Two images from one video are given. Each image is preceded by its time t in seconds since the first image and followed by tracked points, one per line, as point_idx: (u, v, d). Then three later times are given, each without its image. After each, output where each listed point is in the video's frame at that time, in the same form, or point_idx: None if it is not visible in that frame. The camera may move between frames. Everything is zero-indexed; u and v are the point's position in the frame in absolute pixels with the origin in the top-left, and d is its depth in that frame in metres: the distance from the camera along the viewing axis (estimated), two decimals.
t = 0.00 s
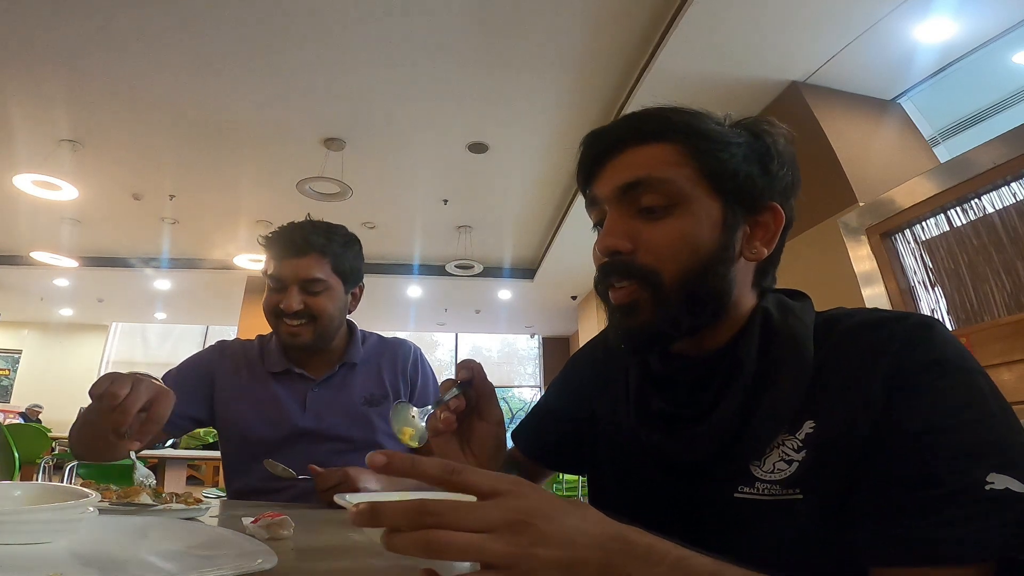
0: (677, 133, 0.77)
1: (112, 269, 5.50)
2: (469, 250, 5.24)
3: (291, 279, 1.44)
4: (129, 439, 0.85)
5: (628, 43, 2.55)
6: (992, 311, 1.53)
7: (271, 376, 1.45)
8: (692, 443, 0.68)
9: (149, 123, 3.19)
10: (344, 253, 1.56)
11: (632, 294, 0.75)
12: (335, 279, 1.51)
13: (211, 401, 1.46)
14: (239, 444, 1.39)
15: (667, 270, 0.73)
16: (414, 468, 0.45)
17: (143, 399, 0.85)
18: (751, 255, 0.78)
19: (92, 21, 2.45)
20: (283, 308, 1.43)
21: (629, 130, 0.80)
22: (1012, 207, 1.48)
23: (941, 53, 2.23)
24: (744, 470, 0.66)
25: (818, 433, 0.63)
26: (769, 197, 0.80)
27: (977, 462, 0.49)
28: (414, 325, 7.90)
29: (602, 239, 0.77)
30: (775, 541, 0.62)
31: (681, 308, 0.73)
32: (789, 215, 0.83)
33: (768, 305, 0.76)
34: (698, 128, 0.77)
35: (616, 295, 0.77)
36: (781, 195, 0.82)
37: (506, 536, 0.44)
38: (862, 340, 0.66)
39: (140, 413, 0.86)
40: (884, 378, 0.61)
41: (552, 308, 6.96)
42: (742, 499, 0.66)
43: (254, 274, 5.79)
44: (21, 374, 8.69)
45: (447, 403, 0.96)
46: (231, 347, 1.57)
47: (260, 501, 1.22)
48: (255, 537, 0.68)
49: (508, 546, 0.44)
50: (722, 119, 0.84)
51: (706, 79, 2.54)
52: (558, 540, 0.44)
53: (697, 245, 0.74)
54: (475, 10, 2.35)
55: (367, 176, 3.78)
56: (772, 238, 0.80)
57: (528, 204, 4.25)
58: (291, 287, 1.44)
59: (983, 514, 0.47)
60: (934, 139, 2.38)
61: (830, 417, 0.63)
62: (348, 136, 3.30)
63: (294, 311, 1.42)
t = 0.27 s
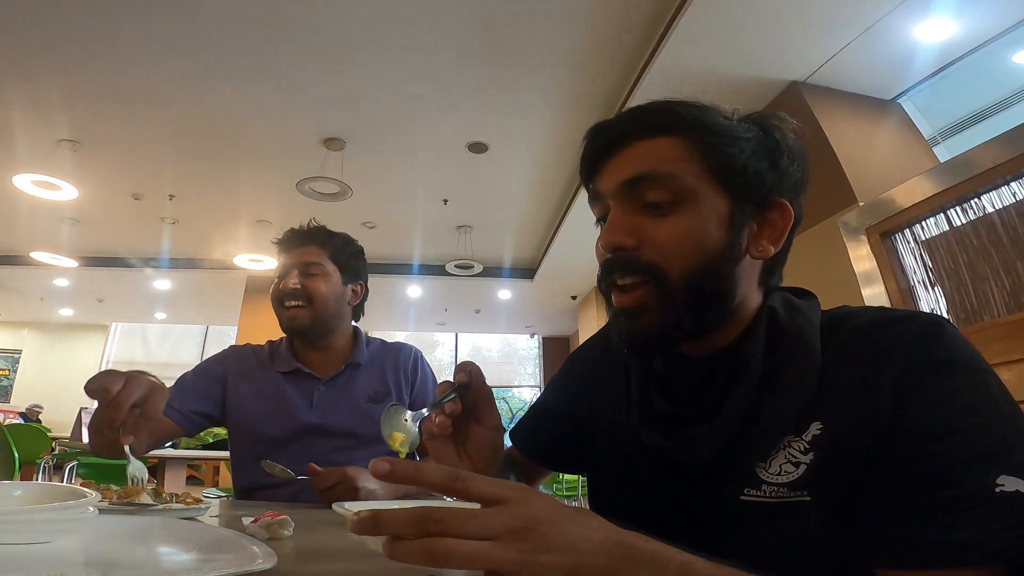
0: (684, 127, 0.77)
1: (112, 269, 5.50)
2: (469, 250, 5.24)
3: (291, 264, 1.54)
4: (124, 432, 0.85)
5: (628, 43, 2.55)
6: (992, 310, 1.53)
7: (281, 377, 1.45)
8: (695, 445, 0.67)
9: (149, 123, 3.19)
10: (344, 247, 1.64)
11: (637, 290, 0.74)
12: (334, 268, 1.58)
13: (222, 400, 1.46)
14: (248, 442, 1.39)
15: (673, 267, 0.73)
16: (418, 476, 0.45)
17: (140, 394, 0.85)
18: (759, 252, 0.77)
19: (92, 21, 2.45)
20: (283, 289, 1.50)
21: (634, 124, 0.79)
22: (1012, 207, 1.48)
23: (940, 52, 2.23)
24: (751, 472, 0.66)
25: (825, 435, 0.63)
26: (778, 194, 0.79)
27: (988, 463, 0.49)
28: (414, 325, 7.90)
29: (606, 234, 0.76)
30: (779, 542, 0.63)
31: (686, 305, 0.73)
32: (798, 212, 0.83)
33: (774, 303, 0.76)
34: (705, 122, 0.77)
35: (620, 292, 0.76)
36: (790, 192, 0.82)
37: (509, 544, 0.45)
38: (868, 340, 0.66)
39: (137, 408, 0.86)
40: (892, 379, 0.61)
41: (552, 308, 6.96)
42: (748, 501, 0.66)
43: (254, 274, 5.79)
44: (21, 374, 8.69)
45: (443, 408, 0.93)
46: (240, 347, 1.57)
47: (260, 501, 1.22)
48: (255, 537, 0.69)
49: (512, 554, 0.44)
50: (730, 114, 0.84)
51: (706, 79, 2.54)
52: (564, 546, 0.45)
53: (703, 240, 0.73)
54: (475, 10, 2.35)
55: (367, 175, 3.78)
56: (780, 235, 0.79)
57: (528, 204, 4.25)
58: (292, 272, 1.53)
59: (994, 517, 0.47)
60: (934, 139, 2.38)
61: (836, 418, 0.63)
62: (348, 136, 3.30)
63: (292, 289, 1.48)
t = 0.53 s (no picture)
0: (689, 126, 0.77)
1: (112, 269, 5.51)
2: (469, 250, 5.24)
3: (300, 276, 1.55)
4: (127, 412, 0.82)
5: (627, 43, 2.55)
6: (992, 310, 1.54)
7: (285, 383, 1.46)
8: (697, 448, 0.67)
9: (148, 123, 3.19)
10: (350, 261, 1.66)
11: (640, 289, 0.74)
12: (340, 282, 1.59)
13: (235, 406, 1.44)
14: (251, 447, 1.39)
15: (676, 265, 0.73)
16: (421, 475, 0.45)
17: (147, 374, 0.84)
18: (764, 252, 0.77)
19: (91, 22, 2.45)
20: (291, 301, 1.51)
21: (639, 122, 0.79)
22: (1012, 206, 1.48)
23: (940, 52, 2.23)
24: (754, 474, 0.66)
25: (829, 436, 0.63)
26: (785, 194, 0.80)
27: (992, 464, 0.49)
28: (414, 325, 7.90)
29: (608, 232, 0.76)
30: (782, 544, 0.63)
31: (690, 304, 0.72)
32: (804, 211, 0.83)
33: (778, 302, 0.76)
34: (710, 121, 0.77)
35: (622, 290, 0.75)
36: (796, 192, 0.82)
37: (514, 545, 0.45)
38: (871, 340, 0.66)
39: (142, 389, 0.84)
40: (895, 380, 0.61)
41: (552, 308, 6.97)
42: (752, 504, 0.66)
43: (254, 274, 5.79)
44: (21, 374, 8.69)
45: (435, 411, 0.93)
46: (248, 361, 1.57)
47: (262, 501, 1.22)
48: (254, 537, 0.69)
49: (516, 555, 0.44)
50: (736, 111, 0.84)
51: (706, 79, 2.54)
52: (567, 548, 0.45)
53: (707, 239, 0.73)
54: (475, 11, 2.35)
55: (367, 176, 3.78)
56: (786, 235, 0.79)
57: (528, 204, 4.25)
58: (299, 285, 1.54)
59: (996, 518, 0.47)
60: (934, 139, 2.38)
61: (840, 420, 0.63)
62: (348, 136, 3.30)
63: (299, 302, 1.50)
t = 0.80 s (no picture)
0: (683, 122, 0.76)
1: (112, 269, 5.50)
2: (469, 250, 5.24)
3: (296, 295, 1.50)
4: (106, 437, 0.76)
5: (627, 43, 2.55)
6: (992, 310, 1.54)
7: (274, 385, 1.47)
8: (695, 450, 0.67)
9: (148, 123, 3.19)
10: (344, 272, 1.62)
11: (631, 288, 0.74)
12: (336, 297, 1.57)
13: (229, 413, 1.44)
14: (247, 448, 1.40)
15: (668, 265, 0.73)
16: (424, 480, 0.45)
17: (121, 393, 0.78)
18: (760, 250, 0.77)
19: (91, 22, 2.45)
20: (291, 321, 1.48)
21: (632, 118, 0.79)
22: (1012, 206, 1.48)
23: (940, 52, 2.24)
24: (754, 476, 0.66)
25: (829, 437, 0.63)
26: (782, 191, 0.79)
27: (999, 465, 0.49)
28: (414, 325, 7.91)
29: (601, 231, 0.76)
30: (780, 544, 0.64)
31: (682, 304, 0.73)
32: (802, 209, 0.83)
33: (776, 301, 0.76)
34: (705, 118, 0.76)
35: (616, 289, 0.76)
36: (795, 189, 0.81)
37: (518, 546, 0.45)
38: (871, 339, 0.66)
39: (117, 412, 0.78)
40: (896, 381, 0.61)
41: (552, 308, 6.97)
42: (752, 505, 0.66)
43: (254, 274, 5.79)
44: (21, 374, 8.69)
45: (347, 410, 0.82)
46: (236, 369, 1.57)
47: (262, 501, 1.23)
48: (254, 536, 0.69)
49: (521, 556, 0.44)
50: (733, 106, 0.83)
51: (706, 80, 2.54)
52: (570, 548, 0.45)
53: (701, 238, 0.73)
54: (475, 10, 2.35)
55: (367, 175, 3.78)
56: (783, 232, 0.79)
57: (529, 204, 4.25)
58: (298, 304, 1.50)
59: (999, 522, 0.47)
60: (934, 139, 2.38)
61: (840, 420, 0.63)
62: (348, 136, 3.30)
63: (300, 323, 1.47)
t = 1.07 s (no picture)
0: (665, 124, 0.76)
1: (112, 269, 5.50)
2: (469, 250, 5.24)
3: (291, 308, 1.46)
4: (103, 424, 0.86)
5: (627, 43, 2.55)
6: (992, 310, 1.54)
7: (270, 395, 1.47)
8: (690, 455, 0.67)
9: (148, 122, 3.19)
10: (338, 279, 1.59)
11: (613, 295, 0.74)
12: (331, 306, 1.54)
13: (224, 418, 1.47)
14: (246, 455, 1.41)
15: (652, 270, 0.72)
16: (422, 484, 0.46)
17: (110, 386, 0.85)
18: (749, 251, 0.77)
19: (91, 21, 2.44)
20: (285, 334, 1.45)
21: (615, 120, 0.78)
22: (1012, 206, 1.48)
23: (940, 52, 2.24)
24: (750, 482, 0.66)
25: (825, 441, 0.63)
26: (769, 189, 0.78)
27: (1001, 467, 0.48)
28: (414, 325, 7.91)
29: (583, 237, 0.76)
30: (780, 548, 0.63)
31: (667, 308, 0.72)
32: (795, 207, 0.83)
33: (766, 303, 0.76)
34: (687, 117, 0.76)
35: (599, 294, 0.76)
36: (783, 185, 0.80)
37: (518, 549, 0.45)
38: (867, 341, 0.66)
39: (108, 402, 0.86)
40: (892, 383, 0.61)
41: (552, 308, 6.97)
42: (748, 511, 0.66)
43: (254, 274, 5.79)
44: (21, 374, 8.67)
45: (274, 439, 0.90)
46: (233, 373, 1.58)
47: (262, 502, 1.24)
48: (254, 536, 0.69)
49: (524, 557, 0.44)
50: (718, 102, 0.83)
51: (706, 80, 2.54)
52: (572, 549, 0.45)
53: (685, 241, 0.72)
54: (475, 10, 2.35)
55: (367, 175, 3.78)
56: (773, 232, 0.78)
57: (528, 204, 4.25)
58: (292, 317, 1.47)
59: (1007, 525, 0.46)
60: (934, 139, 2.38)
61: (836, 423, 0.63)
62: (348, 136, 3.30)
63: (296, 337, 1.44)
